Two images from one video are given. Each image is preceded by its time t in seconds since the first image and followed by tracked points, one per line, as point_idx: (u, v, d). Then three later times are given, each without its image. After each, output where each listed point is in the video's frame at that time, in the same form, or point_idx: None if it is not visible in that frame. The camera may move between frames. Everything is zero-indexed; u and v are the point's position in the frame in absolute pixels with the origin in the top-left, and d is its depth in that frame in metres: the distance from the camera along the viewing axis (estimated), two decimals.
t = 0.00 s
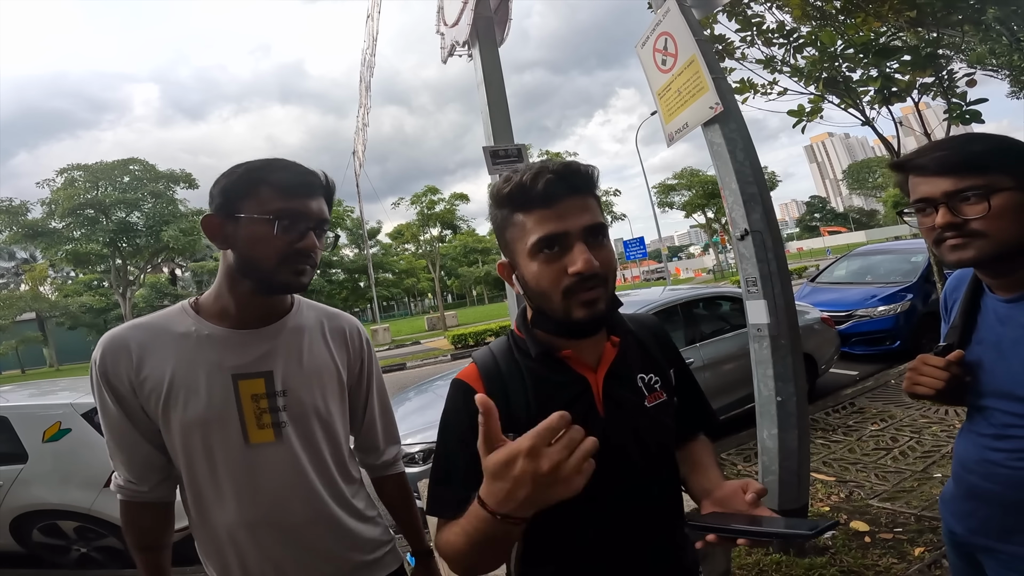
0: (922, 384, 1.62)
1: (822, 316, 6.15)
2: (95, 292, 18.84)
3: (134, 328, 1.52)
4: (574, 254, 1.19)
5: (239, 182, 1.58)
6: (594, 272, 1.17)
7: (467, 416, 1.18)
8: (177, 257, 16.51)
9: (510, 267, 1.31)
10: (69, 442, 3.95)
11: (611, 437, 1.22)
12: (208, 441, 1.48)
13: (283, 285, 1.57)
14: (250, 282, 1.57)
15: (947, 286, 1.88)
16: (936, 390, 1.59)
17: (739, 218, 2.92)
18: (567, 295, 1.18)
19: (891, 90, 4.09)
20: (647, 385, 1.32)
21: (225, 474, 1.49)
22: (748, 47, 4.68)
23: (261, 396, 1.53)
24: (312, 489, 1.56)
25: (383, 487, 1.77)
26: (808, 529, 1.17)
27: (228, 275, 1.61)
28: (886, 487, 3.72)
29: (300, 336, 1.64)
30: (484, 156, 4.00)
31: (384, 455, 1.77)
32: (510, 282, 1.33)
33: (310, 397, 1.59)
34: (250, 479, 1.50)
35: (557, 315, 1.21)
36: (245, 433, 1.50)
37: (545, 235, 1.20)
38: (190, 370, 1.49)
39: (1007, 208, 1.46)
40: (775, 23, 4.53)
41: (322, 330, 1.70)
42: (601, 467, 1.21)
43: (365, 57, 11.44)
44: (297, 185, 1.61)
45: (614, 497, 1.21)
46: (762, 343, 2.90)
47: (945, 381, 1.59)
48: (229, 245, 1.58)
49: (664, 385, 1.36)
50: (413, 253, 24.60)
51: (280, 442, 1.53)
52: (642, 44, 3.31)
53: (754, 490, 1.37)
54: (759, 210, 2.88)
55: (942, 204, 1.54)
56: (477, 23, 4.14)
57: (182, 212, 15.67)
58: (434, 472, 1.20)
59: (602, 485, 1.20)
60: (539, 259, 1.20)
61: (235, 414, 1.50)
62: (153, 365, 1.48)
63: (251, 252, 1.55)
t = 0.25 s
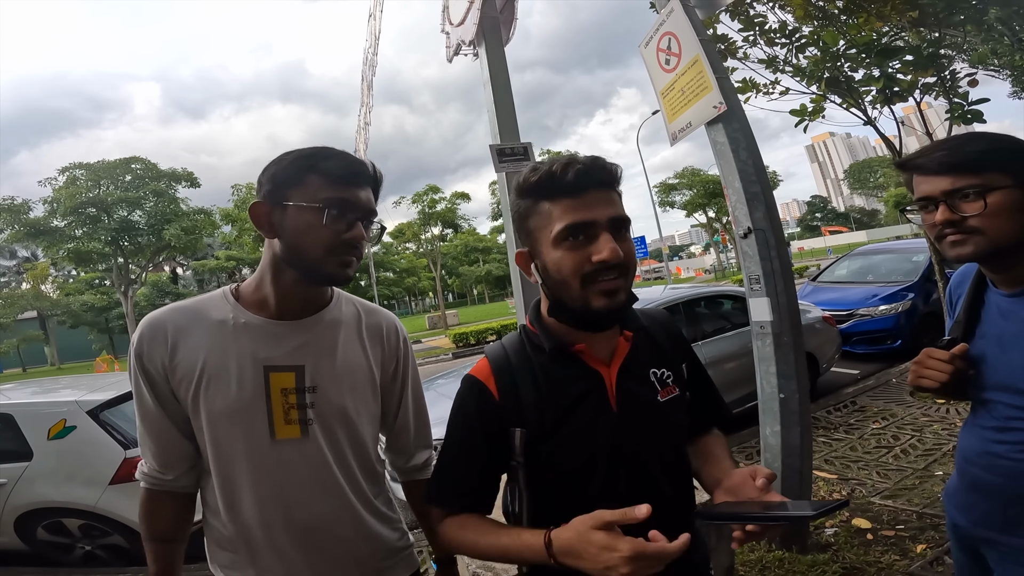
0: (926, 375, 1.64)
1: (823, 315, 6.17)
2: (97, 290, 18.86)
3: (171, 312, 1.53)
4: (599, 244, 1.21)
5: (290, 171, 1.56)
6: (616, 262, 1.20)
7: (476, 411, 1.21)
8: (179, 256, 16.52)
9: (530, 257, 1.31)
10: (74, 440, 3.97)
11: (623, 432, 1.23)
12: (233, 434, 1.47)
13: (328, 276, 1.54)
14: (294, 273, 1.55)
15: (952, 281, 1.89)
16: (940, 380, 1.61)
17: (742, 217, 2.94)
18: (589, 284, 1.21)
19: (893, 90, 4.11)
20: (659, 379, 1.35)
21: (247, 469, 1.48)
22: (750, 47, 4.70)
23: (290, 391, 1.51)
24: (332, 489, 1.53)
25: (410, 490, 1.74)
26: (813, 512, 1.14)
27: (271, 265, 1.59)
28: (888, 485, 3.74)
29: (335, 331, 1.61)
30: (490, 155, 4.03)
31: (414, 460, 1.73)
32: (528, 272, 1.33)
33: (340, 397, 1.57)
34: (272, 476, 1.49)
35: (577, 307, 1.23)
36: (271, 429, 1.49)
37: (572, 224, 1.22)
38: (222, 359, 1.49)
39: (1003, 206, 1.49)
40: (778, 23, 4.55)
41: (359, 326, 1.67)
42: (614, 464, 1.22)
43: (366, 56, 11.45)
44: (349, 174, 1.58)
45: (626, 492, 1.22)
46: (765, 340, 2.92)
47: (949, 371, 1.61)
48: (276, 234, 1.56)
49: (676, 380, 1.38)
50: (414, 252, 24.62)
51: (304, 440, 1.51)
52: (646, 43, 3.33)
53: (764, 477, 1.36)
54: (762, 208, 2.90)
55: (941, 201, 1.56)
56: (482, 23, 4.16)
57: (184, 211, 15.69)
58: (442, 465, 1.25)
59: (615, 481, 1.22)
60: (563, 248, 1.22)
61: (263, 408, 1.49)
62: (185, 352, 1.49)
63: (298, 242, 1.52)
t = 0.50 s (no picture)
0: (928, 371, 1.65)
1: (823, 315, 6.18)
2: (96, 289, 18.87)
3: (160, 312, 1.51)
4: (636, 264, 1.20)
5: (282, 161, 1.56)
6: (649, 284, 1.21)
7: (480, 411, 1.22)
8: (178, 255, 16.53)
9: (549, 255, 1.26)
10: (75, 438, 3.98)
11: (625, 428, 1.24)
12: (230, 434, 1.46)
13: (328, 266, 1.55)
14: (292, 264, 1.56)
15: (954, 277, 1.91)
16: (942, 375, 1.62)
17: (743, 215, 2.95)
18: (614, 294, 1.21)
19: (893, 89, 4.12)
20: (659, 374, 1.36)
21: (247, 469, 1.47)
22: (750, 46, 4.71)
23: (290, 387, 1.51)
24: (335, 486, 1.53)
25: (413, 488, 1.74)
26: (801, 509, 1.10)
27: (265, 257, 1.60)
28: (887, 483, 3.76)
29: (333, 324, 1.63)
30: (493, 153, 4.04)
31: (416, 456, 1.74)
32: (542, 268, 1.29)
33: (341, 391, 1.57)
34: (274, 474, 1.48)
35: (596, 315, 1.23)
36: (271, 427, 1.48)
37: (614, 239, 1.19)
38: (216, 357, 1.48)
39: (1002, 203, 1.50)
40: (778, 23, 4.57)
41: (356, 319, 1.69)
42: (617, 460, 1.23)
43: (366, 55, 11.46)
44: (343, 163, 1.59)
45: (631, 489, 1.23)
46: (765, 338, 2.94)
47: (951, 366, 1.62)
48: (271, 226, 1.56)
49: (676, 373, 1.40)
50: (414, 252, 24.64)
51: (307, 437, 1.51)
52: (647, 42, 3.34)
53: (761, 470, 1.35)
54: (763, 207, 2.91)
55: (942, 199, 1.57)
56: (483, 22, 4.17)
57: (184, 210, 15.69)
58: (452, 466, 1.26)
59: (619, 478, 1.22)
60: (598, 260, 1.19)
61: (262, 405, 1.48)
62: (177, 352, 1.47)
63: (295, 233, 1.53)
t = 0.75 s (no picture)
0: (919, 370, 1.69)
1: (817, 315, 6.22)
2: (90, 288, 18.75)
3: (94, 323, 1.40)
4: (632, 269, 1.22)
5: (227, 152, 1.49)
6: (643, 290, 1.23)
7: (480, 411, 1.22)
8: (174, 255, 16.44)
9: (546, 258, 1.28)
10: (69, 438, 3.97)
11: (623, 424, 1.26)
12: (191, 445, 1.39)
13: (277, 265, 1.51)
14: (237, 262, 1.51)
15: (947, 278, 1.94)
16: (932, 375, 1.66)
17: (736, 216, 2.97)
18: (610, 299, 1.23)
19: (886, 91, 4.15)
20: (656, 370, 1.38)
21: (215, 481, 1.40)
22: (745, 47, 4.74)
23: (250, 389, 1.46)
24: (313, 490, 1.50)
25: (378, 486, 1.77)
26: (779, 496, 1.09)
27: (207, 253, 1.53)
28: (879, 483, 3.79)
29: (289, 319, 1.60)
30: (488, 152, 4.06)
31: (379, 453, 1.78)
32: (539, 271, 1.30)
33: (304, 388, 1.55)
34: (244, 483, 1.43)
35: (594, 319, 1.25)
36: (235, 434, 1.43)
37: (611, 244, 1.20)
38: (164, 365, 1.40)
39: (995, 206, 1.52)
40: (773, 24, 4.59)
41: (310, 314, 1.68)
42: (618, 457, 1.25)
43: (363, 54, 11.44)
44: (293, 158, 1.54)
45: (632, 484, 1.26)
46: (758, 338, 2.96)
47: (941, 365, 1.65)
48: (212, 220, 1.49)
49: (671, 370, 1.42)
50: (410, 251, 24.61)
51: (274, 441, 1.47)
52: (642, 43, 3.36)
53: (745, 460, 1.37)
54: (756, 207, 2.93)
55: (935, 203, 1.60)
56: (480, 22, 4.18)
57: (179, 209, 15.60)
58: (454, 466, 1.25)
59: (619, 474, 1.25)
60: (596, 264, 1.21)
61: (222, 412, 1.42)
62: (120, 364, 1.38)
63: (240, 229, 1.48)
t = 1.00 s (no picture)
0: (924, 366, 1.70)
1: (813, 314, 6.24)
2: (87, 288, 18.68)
3: (54, 327, 1.36)
4: (642, 261, 1.23)
5: (179, 151, 1.45)
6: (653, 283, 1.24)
7: (487, 405, 1.22)
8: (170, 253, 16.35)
9: (556, 248, 1.28)
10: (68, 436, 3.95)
11: (630, 416, 1.27)
12: (165, 448, 1.36)
13: (238, 268, 1.48)
14: (194, 265, 1.48)
15: (947, 274, 1.95)
16: (937, 370, 1.67)
17: (733, 214, 2.98)
18: (618, 292, 1.23)
19: (883, 90, 4.17)
20: (661, 363, 1.39)
21: (193, 484, 1.37)
22: (742, 47, 4.75)
23: (224, 387, 1.45)
24: (297, 487, 1.49)
25: (356, 484, 1.78)
26: (790, 485, 1.11)
27: (164, 255, 1.50)
28: (876, 480, 3.80)
29: (260, 315, 1.60)
30: (486, 150, 4.06)
31: (354, 451, 1.79)
32: (547, 262, 1.30)
33: (279, 384, 1.54)
34: (223, 484, 1.40)
35: (601, 311, 1.26)
36: (212, 434, 1.41)
37: (622, 236, 1.20)
38: (132, 366, 1.37)
39: (999, 204, 1.53)
40: (771, 23, 4.61)
41: (282, 309, 1.68)
42: (624, 450, 1.25)
43: (360, 53, 11.46)
44: (251, 156, 1.50)
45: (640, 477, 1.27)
46: (755, 336, 2.96)
47: (946, 361, 1.66)
48: (165, 223, 1.45)
49: (675, 363, 1.44)
50: (407, 250, 24.59)
51: (252, 438, 1.45)
52: (640, 42, 3.36)
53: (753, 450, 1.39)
54: (753, 205, 2.94)
55: (939, 203, 1.60)
56: (478, 21, 4.19)
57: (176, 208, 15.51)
58: (461, 460, 1.25)
59: (626, 468, 1.25)
60: (605, 256, 1.21)
61: (198, 411, 1.40)
62: (84, 367, 1.34)
63: (195, 232, 1.44)
